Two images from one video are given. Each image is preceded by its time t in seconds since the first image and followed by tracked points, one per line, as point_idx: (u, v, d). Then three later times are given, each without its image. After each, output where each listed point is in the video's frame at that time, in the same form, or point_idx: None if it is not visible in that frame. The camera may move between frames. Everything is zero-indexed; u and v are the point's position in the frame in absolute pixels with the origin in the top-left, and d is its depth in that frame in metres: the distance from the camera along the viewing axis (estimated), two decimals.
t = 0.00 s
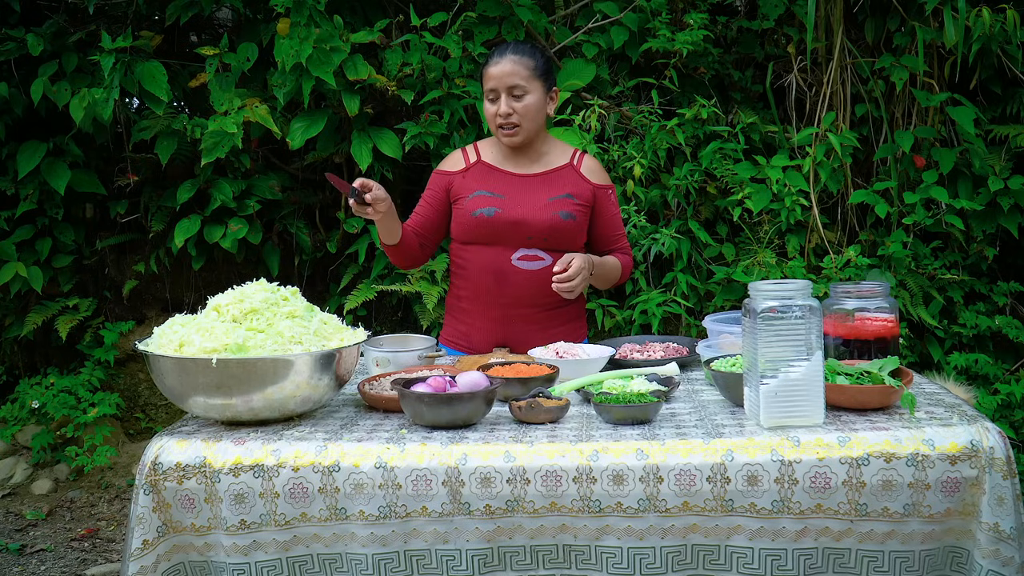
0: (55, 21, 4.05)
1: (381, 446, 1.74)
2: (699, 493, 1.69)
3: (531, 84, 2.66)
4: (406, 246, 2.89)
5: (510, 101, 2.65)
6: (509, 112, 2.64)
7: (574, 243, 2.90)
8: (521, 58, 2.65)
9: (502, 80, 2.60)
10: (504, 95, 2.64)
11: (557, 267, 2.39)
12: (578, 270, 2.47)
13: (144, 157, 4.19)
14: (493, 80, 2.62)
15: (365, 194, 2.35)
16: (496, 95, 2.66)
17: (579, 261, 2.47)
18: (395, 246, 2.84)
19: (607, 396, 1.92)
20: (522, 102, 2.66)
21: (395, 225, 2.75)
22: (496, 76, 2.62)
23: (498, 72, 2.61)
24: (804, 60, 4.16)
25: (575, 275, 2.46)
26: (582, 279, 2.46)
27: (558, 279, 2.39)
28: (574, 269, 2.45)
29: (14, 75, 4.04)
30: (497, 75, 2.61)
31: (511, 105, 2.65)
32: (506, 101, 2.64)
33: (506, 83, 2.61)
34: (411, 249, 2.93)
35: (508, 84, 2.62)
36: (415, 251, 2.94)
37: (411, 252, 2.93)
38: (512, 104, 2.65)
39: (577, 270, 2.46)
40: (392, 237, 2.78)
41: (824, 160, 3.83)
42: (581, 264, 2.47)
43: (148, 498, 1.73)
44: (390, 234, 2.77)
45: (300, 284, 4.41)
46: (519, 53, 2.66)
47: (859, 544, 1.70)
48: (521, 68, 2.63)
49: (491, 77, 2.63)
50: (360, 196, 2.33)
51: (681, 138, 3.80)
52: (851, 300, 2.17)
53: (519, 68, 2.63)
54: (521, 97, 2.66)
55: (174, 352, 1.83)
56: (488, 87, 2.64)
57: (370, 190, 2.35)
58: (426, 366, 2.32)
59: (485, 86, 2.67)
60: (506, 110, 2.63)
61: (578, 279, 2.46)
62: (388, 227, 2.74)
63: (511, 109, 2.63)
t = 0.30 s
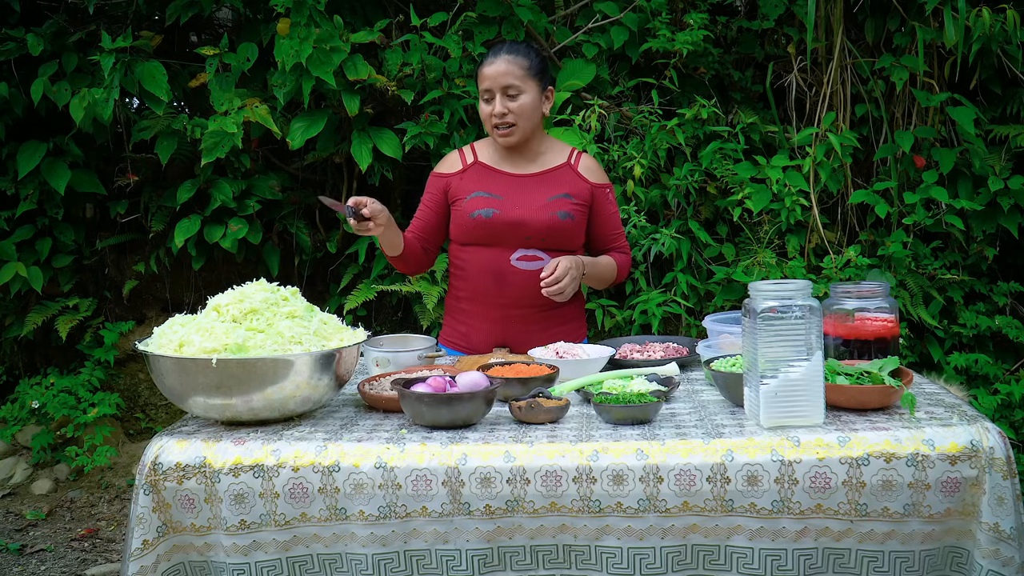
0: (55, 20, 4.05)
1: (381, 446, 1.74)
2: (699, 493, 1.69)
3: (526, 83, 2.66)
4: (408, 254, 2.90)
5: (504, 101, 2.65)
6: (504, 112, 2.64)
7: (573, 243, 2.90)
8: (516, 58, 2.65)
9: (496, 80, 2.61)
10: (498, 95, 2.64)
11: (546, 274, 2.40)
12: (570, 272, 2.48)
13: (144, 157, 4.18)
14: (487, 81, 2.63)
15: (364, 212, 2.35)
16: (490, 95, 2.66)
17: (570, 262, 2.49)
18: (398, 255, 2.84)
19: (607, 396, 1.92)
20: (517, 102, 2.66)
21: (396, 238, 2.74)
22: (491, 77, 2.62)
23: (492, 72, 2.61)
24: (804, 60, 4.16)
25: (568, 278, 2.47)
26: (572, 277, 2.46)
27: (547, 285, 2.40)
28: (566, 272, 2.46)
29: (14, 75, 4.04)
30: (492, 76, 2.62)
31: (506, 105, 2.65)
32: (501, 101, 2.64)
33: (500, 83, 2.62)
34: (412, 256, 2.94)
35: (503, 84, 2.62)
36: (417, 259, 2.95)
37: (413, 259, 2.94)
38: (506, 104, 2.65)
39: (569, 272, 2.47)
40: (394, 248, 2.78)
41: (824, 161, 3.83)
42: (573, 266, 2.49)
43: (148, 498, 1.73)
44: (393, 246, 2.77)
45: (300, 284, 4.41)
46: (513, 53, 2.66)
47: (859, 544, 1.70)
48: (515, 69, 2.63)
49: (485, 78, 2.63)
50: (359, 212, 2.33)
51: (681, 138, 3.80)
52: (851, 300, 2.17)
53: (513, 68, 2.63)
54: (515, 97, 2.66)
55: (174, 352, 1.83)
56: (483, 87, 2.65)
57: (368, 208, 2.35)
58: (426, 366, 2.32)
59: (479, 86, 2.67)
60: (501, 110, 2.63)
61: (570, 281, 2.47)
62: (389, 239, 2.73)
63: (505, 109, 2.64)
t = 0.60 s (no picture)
0: (55, 21, 4.05)
1: (381, 446, 1.74)
2: (699, 493, 1.69)
3: (526, 81, 2.66)
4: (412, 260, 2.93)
5: (506, 99, 2.65)
6: (505, 110, 2.65)
7: (572, 242, 2.90)
8: (516, 55, 2.65)
9: (497, 78, 2.60)
10: (500, 93, 2.64)
11: (546, 276, 2.40)
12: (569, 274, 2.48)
13: (144, 157, 4.19)
14: (488, 79, 2.62)
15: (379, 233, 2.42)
16: (491, 93, 2.66)
17: (569, 264, 2.49)
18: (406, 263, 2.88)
19: (607, 396, 1.92)
20: (518, 99, 2.67)
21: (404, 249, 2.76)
22: (491, 75, 2.61)
23: (493, 70, 2.61)
24: (804, 60, 4.16)
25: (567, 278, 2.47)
26: (575, 273, 2.47)
27: (548, 287, 2.40)
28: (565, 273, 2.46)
29: (14, 75, 4.04)
30: (493, 74, 2.61)
31: (508, 103, 2.65)
32: (502, 99, 2.64)
33: (501, 81, 2.61)
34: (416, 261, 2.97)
35: (504, 82, 2.62)
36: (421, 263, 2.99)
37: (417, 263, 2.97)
38: (508, 102, 2.65)
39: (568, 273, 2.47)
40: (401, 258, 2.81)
41: (824, 161, 3.83)
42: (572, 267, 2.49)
43: (148, 498, 1.73)
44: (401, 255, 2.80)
45: (300, 284, 4.41)
46: (514, 50, 2.65)
47: (859, 544, 1.70)
48: (517, 66, 2.63)
49: (486, 75, 2.62)
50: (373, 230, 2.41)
51: (681, 138, 3.80)
52: (851, 300, 2.17)
53: (515, 66, 2.62)
54: (517, 95, 2.66)
55: (174, 352, 1.83)
56: (483, 85, 2.64)
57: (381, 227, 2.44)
58: (426, 366, 2.32)
59: (480, 84, 2.67)
60: (503, 108, 2.63)
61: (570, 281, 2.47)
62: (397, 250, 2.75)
63: (507, 107, 2.64)
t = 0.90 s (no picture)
0: (55, 21, 4.05)
1: (381, 446, 1.74)
2: (699, 493, 1.69)
3: (527, 84, 2.66)
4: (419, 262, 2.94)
5: (507, 103, 2.65)
6: (507, 114, 2.64)
7: (571, 242, 2.90)
8: (516, 58, 2.64)
9: (498, 83, 2.60)
10: (501, 97, 2.64)
11: (546, 281, 2.41)
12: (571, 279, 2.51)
13: (144, 157, 4.19)
14: (489, 83, 2.61)
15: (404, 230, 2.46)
16: (492, 97, 2.66)
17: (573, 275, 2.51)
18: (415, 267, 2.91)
19: (607, 396, 1.92)
20: (519, 103, 2.67)
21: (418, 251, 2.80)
22: (492, 79, 2.61)
23: (493, 74, 2.60)
24: (804, 60, 4.16)
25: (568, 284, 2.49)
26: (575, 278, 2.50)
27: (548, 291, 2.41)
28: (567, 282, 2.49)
29: (14, 75, 4.04)
30: (493, 78, 2.60)
31: (509, 107, 2.65)
32: (503, 103, 2.64)
33: (502, 85, 2.61)
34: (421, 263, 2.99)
35: (506, 86, 2.61)
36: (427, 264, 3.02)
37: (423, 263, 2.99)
38: (510, 106, 2.65)
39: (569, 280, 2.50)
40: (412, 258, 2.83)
41: (824, 161, 3.83)
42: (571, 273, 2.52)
43: (148, 498, 1.73)
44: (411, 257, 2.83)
45: (300, 284, 4.41)
46: (514, 53, 2.65)
47: (859, 544, 1.70)
48: (517, 70, 2.62)
49: (486, 80, 2.61)
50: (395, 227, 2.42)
51: (681, 138, 3.80)
52: (851, 300, 2.17)
53: (515, 70, 2.62)
54: (518, 98, 2.66)
55: (174, 352, 1.83)
56: (484, 89, 2.63)
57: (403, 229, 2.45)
58: (426, 366, 2.32)
59: (480, 88, 2.66)
60: (505, 112, 2.63)
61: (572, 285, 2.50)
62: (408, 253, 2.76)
63: (508, 112, 2.63)
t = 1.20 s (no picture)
0: (55, 21, 4.05)
1: (381, 446, 1.74)
2: (699, 493, 1.69)
3: (533, 88, 2.66)
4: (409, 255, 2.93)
5: (512, 105, 2.64)
6: (512, 116, 2.63)
7: (571, 242, 2.91)
8: (523, 61, 2.64)
9: (505, 85, 2.59)
10: (507, 99, 2.63)
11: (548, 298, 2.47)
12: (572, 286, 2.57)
13: (144, 157, 4.19)
14: (495, 84, 2.60)
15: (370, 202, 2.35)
16: (497, 99, 2.65)
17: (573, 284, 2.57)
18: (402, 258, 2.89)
19: (607, 396, 1.92)
20: (524, 106, 2.66)
21: (400, 237, 2.76)
22: (498, 80, 2.59)
23: (500, 75, 2.59)
24: (804, 60, 4.16)
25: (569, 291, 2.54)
26: (580, 293, 2.54)
27: (550, 305, 2.47)
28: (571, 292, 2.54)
29: (14, 75, 4.04)
30: (500, 79, 2.59)
31: (514, 110, 2.64)
32: (509, 106, 2.63)
33: (509, 87, 2.60)
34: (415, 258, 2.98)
35: (512, 89, 2.61)
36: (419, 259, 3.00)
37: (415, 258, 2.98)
38: (514, 109, 2.64)
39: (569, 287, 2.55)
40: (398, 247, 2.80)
41: (824, 161, 3.84)
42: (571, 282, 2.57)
43: (148, 498, 1.73)
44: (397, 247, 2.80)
45: (300, 284, 4.41)
46: (521, 56, 2.65)
47: (859, 544, 1.70)
48: (525, 72, 2.62)
49: (493, 80, 2.60)
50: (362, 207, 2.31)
51: (681, 138, 3.80)
52: (851, 300, 2.17)
53: (523, 72, 2.61)
54: (523, 101, 2.66)
55: (174, 352, 1.83)
56: (489, 90, 2.62)
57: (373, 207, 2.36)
58: (426, 366, 2.32)
59: (485, 88, 2.64)
60: (510, 114, 2.62)
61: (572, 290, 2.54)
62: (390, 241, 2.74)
63: (513, 114, 2.63)
